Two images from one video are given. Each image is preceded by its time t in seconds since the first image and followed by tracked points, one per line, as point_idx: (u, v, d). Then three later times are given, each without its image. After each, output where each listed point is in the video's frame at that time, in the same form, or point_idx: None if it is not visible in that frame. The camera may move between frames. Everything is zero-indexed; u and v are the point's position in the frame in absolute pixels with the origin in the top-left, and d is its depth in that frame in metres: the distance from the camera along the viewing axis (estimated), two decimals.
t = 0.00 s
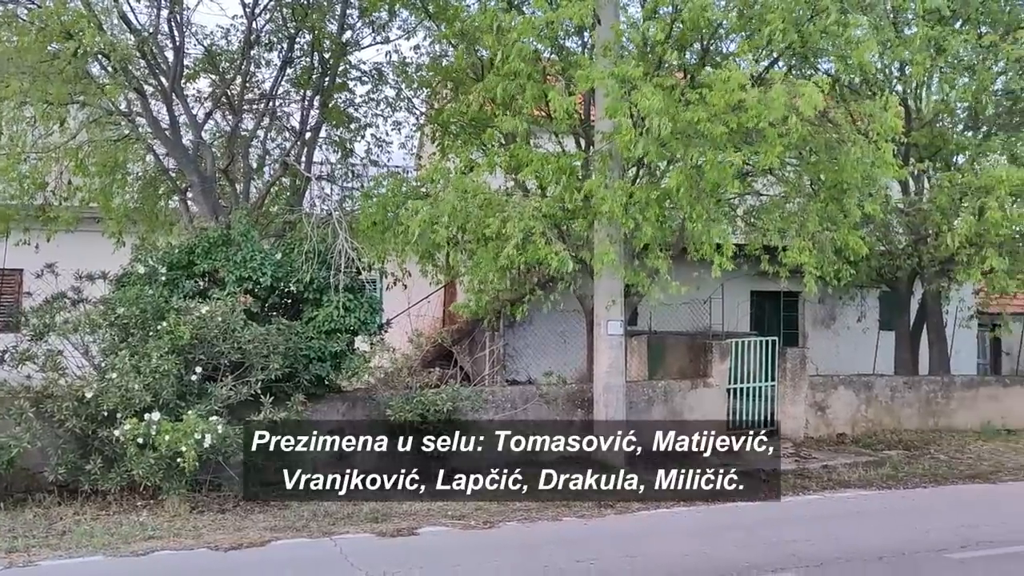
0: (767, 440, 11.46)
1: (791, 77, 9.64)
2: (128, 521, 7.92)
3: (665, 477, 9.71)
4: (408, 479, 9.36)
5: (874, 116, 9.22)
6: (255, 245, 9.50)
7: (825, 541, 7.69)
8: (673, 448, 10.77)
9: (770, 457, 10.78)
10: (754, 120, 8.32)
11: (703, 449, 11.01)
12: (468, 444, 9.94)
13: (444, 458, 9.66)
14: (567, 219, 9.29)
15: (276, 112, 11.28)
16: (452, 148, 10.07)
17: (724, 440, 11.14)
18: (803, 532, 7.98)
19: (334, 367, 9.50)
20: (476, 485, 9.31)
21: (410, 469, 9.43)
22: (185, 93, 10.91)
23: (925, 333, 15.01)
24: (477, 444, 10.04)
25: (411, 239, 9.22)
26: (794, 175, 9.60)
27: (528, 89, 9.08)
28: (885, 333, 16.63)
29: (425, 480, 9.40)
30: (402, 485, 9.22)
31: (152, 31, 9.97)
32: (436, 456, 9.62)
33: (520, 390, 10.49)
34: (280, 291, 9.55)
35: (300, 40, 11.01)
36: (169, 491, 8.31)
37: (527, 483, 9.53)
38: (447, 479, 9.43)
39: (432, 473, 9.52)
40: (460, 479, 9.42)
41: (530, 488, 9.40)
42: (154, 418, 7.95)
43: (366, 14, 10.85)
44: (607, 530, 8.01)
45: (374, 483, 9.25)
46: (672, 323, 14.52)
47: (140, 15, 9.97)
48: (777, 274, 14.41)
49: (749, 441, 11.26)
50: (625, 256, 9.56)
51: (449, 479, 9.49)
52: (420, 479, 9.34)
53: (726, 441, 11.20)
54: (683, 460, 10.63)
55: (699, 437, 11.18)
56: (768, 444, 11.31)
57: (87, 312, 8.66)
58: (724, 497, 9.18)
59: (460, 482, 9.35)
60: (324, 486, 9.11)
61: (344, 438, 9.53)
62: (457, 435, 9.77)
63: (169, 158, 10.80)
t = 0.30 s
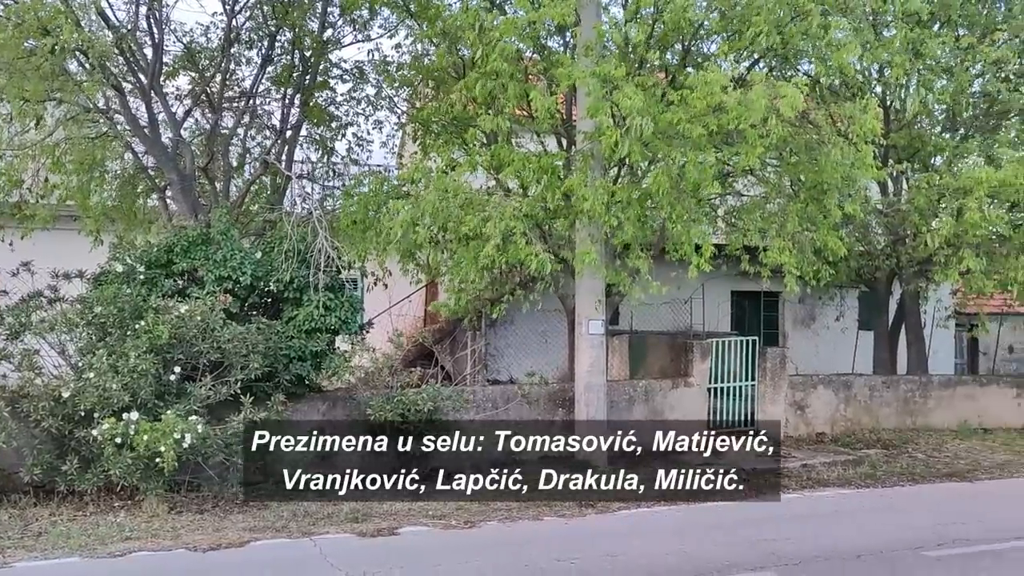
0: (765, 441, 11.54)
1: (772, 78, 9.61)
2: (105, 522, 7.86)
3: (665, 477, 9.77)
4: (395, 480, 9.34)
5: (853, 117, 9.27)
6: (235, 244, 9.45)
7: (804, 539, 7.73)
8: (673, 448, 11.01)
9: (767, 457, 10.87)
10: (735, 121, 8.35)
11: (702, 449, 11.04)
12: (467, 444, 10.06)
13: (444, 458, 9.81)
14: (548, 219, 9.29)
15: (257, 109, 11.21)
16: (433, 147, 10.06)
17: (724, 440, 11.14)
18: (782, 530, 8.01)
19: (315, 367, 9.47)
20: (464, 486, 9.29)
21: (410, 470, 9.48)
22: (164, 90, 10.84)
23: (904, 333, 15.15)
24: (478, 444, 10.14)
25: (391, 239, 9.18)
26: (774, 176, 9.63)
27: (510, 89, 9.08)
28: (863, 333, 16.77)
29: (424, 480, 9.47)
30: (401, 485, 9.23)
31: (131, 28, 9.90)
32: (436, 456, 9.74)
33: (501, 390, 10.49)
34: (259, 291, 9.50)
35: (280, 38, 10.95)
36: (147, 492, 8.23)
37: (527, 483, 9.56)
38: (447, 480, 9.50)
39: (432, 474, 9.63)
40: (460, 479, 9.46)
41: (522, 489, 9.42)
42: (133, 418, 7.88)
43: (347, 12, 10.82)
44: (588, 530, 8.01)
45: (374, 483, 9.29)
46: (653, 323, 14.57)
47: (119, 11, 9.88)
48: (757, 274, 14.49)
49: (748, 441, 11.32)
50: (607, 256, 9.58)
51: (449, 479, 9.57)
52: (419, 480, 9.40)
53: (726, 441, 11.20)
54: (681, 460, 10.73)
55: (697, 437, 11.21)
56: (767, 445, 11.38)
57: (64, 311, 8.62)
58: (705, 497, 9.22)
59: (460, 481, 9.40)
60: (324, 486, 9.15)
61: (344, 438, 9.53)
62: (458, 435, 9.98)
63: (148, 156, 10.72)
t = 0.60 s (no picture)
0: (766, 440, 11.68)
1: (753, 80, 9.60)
2: (82, 524, 7.78)
3: (665, 478, 9.83)
4: (395, 479, 9.37)
5: (834, 119, 9.32)
6: (215, 244, 9.40)
7: (784, 539, 7.76)
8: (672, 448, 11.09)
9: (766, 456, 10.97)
10: (717, 121, 8.36)
11: (703, 449, 11.09)
12: (467, 444, 10.27)
13: (443, 456, 10.00)
14: (530, 219, 9.29)
15: (237, 108, 11.21)
16: (414, 147, 10.05)
17: (724, 440, 11.23)
18: (763, 530, 8.05)
19: (295, 367, 9.44)
20: (464, 486, 9.33)
21: (409, 470, 9.55)
22: (144, 88, 10.75)
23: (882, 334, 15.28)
24: (477, 444, 10.34)
25: (372, 239, 9.16)
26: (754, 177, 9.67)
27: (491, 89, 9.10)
28: (843, 333, 16.90)
29: (424, 480, 9.50)
30: (401, 486, 9.27)
31: (109, 25, 9.80)
32: (436, 455, 9.91)
33: (483, 390, 10.49)
34: (240, 291, 9.46)
35: (261, 36, 10.89)
36: (126, 493, 8.13)
37: (527, 483, 9.57)
38: (447, 480, 9.50)
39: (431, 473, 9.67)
40: (460, 479, 9.49)
41: (522, 489, 9.45)
42: (111, 419, 7.79)
43: (329, 11, 10.80)
44: (570, 530, 8.01)
45: (374, 482, 9.31)
46: (634, 323, 14.62)
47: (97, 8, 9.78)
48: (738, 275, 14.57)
49: (749, 441, 11.45)
50: (588, 257, 9.59)
51: (449, 479, 9.58)
52: (419, 479, 9.45)
53: (726, 441, 11.30)
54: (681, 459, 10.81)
55: (697, 437, 11.29)
56: (768, 445, 11.52)
57: (41, 311, 8.52)
58: (686, 497, 9.25)
59: (460, 481, 9.42)
60: (324, 486, 9.27)
61: (344, 438, 9.48)
62: (457, 436, 10.21)
63: (126, 155, 10.62)
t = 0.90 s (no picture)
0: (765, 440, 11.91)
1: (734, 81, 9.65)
2: (58, 526, 7.71)
3: (665, 477, 9.87)
4: (395, 479, 9.46)
5: (812, 121, 9.39)
6: (195, 244, 9.35)
7: (764, 539, 7.79)
8: (671, 448, 11.16)
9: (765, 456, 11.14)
10: (697, 122, 8.38)
11: (702, 449, 11.21)
12: (467, 444, 10.32)
13: (443, 457, 10.07)
14: (511, 219, 9.29)
15: (217, 108, 11.16)
16: (396, 147, 10.03)
17: (724, 440, 11.40)
18: (743, 529, 8.10)
19: (275, 368, 9.39)
20: (464, 486, 9.38)
21: (409, 470, 9.64)
22: (123, 87, 10.69)
23: (861, 334, 15.41)
24: (477, 444, 10.37)
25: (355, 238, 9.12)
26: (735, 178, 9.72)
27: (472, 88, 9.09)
28: (822, 334, 17.03)
29: (424, 480, 9.57)
30: (401, 485, 9.35)
31: (88, 23, 9.74)
32: (437, 455, 10.00)
33: (465, 390, 10.49)
34: (219, 291, 9.40)
35: (241, 35, 10.84)
36: (103, 495, 8.08)
37: (527, 483, 9.59)
38: (447, 480, 9.56)
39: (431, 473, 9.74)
40: (459, 479, 9.55)
41: (522, 489, 9.46)
42: (88, 420, 7.73)
43: (310, 9, 10.77)
44: (551, 531, 8.01)
45: (374, 482, 9.37)
46: (615, 324, 14.67)
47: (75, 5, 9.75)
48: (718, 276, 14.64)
49: (749, 441, 11.64)
50: (570, 257, 9.61)
51: (448, 479, 9.65)
52: (419, 479, 9.51)
53: (726, 441, 11.47)
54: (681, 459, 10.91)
55: (697, 437, 11.40)
56: (768, 445, 11.71)
57: (18, 311, 8.43)
58: (667, 497, 9.30)
59: (460, 481, 9.49)
60: (324, 486, 9.27)
61: (344, 438, 9.39)
62: (457, 436, 10.25)
63: (105, 153, 10.54)
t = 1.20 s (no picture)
0: (765, 440, 12.02)
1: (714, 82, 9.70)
2: (34, 527, 7.63)
3: (665, 478, 9.94)
4: (395, 480, 9.52)
5: (792, 123, 9.45)
6: (175, 243, 9.28)
7: (745, 539, 7.82)
8: (671, 448, 11.21)
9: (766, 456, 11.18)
10: (679, 123, 8.40)
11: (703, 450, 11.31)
12: (467, 444, 10.38)
13: (443, 457, 10.24)
14: (493, 219, 9.28)
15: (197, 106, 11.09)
16: (377, 147, 10.01)
17: (724, 441, 11.55)
18: (724, 529, 8.13)
19: (256, 368, 9.34)
20: (464, 486, 9.39)
21: (410, 471, 9.75)
22: (101, 85, 10.62)
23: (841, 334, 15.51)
24: (478, 445, 10.41)
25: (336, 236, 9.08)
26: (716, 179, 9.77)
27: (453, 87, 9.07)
28: (802, 334, 17.14)
29: (424, 480, 9.59)
30: (401, 485, 9.39)
31: (65, 20, 9.75)
32: (436, 455, 10.19)
33: (446, 391, 10.46)
34: (200, 290, 9.35)
35: (222, 33, 10.79)
36: (80, 496, 8.00)
37: (527, 483, 9.57)
38: (447, 480, 9.58)
39: (432, 474, 9.80)
40: (460, 479, 9.56)
41: (522, 489, 9.45)
42: (66, 420, 7.66)
43: (292, 8, 10.73)
44: (532, 531, 8.01)
45: (374, 483, 9.43)
46: (597, 324, 14.71)
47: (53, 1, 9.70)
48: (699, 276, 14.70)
49: (749, 441, 11.79)
50: (551, 258, 9.64)
51: (449, 479, 9.67)
52: (419, 479, 9.55)
53: (726, 441, 11.62)
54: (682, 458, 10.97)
55: (697, 437, 11.53)
56: (768, 445, 11.79)
57: None
58: (648, 497, 9.33)
59: (460, 481, 9.50)
60: (323, 486, 9.30)
61: (343, 438, 9.52)
62: (458, 436, 10.36)
63: (83, 152, 10.45)
